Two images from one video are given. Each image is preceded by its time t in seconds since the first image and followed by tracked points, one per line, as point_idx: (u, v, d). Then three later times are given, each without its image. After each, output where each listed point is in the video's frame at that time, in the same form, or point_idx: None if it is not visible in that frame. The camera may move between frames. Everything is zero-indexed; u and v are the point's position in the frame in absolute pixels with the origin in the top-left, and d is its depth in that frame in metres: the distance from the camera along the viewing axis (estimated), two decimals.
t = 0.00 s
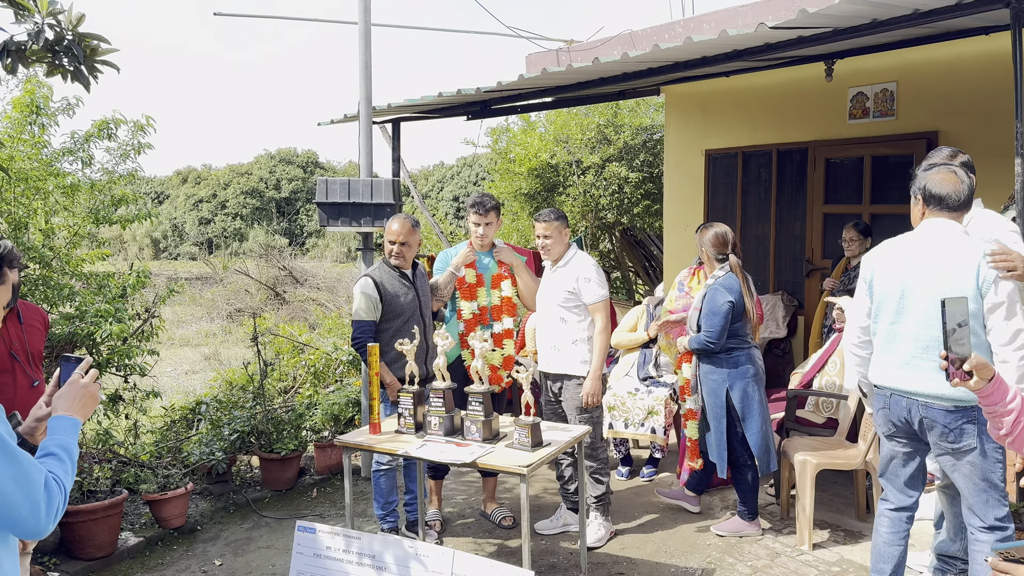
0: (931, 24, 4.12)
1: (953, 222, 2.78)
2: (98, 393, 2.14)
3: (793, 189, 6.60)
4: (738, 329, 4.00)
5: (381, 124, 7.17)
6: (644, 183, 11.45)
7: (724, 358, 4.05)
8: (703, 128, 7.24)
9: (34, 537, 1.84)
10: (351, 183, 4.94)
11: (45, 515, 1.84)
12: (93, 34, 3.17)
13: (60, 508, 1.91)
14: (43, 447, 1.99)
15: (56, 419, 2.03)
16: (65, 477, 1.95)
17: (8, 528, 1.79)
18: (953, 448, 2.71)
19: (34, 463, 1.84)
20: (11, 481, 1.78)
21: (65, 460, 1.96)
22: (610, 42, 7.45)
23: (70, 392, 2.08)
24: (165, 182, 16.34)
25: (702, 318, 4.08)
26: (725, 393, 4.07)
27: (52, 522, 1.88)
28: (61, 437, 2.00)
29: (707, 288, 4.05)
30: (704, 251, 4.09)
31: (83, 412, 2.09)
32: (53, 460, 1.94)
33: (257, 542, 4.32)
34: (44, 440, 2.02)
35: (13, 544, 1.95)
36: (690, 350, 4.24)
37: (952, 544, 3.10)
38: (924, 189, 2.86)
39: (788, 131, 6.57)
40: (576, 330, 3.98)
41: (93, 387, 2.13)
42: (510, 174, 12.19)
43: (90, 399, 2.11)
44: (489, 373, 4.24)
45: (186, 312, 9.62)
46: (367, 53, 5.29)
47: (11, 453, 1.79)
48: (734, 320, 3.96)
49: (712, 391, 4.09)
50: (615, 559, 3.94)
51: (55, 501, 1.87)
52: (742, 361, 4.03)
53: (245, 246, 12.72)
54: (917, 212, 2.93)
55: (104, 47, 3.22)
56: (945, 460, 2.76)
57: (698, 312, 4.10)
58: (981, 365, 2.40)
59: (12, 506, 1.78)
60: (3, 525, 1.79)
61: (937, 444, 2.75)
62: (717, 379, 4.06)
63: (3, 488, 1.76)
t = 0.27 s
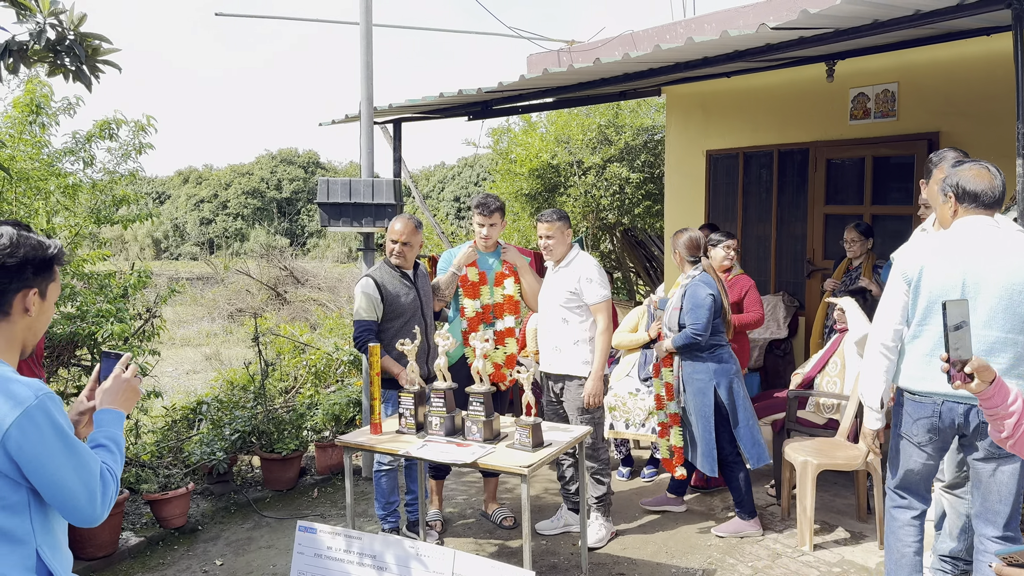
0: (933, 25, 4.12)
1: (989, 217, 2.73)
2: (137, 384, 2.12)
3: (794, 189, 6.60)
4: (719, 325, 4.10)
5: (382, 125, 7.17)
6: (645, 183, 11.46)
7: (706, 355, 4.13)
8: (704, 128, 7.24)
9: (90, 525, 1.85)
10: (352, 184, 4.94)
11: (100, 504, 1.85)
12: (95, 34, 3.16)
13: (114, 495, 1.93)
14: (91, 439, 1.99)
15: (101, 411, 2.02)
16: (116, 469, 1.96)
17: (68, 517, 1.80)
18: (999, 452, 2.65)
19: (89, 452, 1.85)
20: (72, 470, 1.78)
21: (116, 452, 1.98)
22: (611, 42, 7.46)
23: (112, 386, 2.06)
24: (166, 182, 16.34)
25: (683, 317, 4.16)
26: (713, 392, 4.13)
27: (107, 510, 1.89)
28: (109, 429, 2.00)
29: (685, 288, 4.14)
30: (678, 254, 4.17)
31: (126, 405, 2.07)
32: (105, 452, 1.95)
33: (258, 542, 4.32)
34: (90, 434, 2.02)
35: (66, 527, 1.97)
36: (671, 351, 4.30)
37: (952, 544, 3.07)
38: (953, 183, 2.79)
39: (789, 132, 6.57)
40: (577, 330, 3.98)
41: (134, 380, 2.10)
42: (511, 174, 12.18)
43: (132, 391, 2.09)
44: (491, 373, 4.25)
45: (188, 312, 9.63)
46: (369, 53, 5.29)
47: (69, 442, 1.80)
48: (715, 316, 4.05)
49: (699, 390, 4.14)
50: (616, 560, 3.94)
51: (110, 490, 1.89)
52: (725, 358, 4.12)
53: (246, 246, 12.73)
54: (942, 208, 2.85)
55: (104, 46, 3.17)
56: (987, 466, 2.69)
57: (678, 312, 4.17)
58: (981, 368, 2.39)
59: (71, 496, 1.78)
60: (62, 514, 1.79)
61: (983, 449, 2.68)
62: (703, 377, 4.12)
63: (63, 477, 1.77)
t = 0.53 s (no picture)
0: (934, 26, 4.11)
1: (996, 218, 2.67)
2: (178, 375, 2.18)
3: (795, 190, 6.60)
4: (688, 318, 4.21)
5: (383, 125, 7.18)
6: (646, 184, 11.47)
7: (682, 345, 4.24)
8: (705, 129, 7.24)
9: (142, 508, 1.89)
10: (354, 184, 4.94)
11: (152, 486, 1.89)
12: (96, 35, 3.18)
13: (164, 478, 1.96)
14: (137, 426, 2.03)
15: (146, 400, 2.07)
16: (165, 454, 2.00)
17: (123, 500, 1.83)
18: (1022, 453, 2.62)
19: (142, 437, 1.88)
20: (128, 454, 1.82)
21: (163, 438, 2.02)
22: (613, 43, 7.46)
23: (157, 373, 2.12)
24: (167, 182, 16.36)
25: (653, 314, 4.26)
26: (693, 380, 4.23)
27: (157, 492, 1.93)
28: (155, 418, 2.04)
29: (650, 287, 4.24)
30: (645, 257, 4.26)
31: (169, 394, 2.13)
32: (154, 439, 1.99)
33: (259, 543, 4.32)
34: (136, 422, 2.06)
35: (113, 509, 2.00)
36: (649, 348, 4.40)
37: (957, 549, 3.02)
38: (960, 183, 2.71)
39: (790, 132, 6.57)
40: (579, 331, 3.98)
41: (174, 371, 2.16)
42: (512, 175, 12.19)
43: (174, 381, 2.15)
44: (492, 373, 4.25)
45: (189, 312, 9.65)
46: (370, 54, 5.30)
47: (126, 427, 1.83)
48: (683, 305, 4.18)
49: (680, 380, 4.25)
50: (616, 560, 3.94)
51: (160, 474, 1.93)
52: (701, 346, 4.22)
53: (246, 246, 12.74)
54: (947, 209, 2.77)
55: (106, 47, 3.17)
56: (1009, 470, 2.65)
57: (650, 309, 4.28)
58: (982, 369, 2.38)
59: (128, 479, 1.82)
60: (118, 497, 1.83)
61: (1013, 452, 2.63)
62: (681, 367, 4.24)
63: (121, 461, 1.80)
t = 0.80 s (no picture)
0: (936, 27, 4.11)
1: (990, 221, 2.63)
2: (203, 369, 2.19)
3: (796, 191, 6.60)
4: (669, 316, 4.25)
5: (384, 126, 7.19)
6: (647, 185, 11.48)
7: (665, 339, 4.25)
8: (706, 130, 7.25)
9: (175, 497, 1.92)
10: (355, 185, 4.94)
11: (186, 477, 1.92)
12: (98, 36, 3.19)
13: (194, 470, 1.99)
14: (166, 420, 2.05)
15: (175, 394, 2.07)
16: (195, 447, 2.02)
17: (156, 490, 1.86)
18: None
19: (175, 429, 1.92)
20: (163, 445, 1.84)
21: (193, 430, 2.04)
22: (614, 44, 7.46)
23: (184, 367, 2.13)
24: (169, 183, 16.38)
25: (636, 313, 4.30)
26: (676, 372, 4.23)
27: (189, 483, 1.96)
28: (185, 411, 2.06)
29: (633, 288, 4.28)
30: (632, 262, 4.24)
31: (195, 387, 2.14)
32: (185, 430, 2.01)
33: (260, 543, 4.32)
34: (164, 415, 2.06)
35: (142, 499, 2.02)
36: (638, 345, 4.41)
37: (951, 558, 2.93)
38: (954, 182, 2.65)
39: (791, 133, 6.57)
40: (580, 333, 3.97)
41: (199, 364, 2.17)
42: (513, 175, 12.20)
43: (199, 374, 2.17)
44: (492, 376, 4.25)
45: (190, 313, 9.66)
46: (371, 55, 5.30)
47: (162, 419, 1.86)
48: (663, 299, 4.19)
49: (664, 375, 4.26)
50: (617, 562, 3.93)
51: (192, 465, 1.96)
52: (684, 339, 4.22)
53: (248, 247, 12.76)
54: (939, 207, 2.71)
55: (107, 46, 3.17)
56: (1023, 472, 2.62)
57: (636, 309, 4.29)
58: (978, 368, 2.35)
59: (164, 469, 1.85)
60: (152, 486, 1.85)
61: None
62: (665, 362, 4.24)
63: (158, 452, 1.83)
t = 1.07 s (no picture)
0: (937, 29, 4.11)
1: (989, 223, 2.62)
2: (218, 369, 2.19)
3: (797, 193, 6.60)
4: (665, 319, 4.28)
5: (386, 127, 7.20)
6: (648, 186, 11.48)
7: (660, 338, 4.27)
8: (707, 132, 7.25)
9: (193, 494, 1.91)
10: (356, 186, 4.95)
11: (203, 475, 1.92)
12: (100, 37, 3.20)
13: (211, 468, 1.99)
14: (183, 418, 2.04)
15: (190, 394, 2.07)
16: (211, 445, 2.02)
17: (174, 487, 1.86)
18: None
19: (193, 427, 1.91)
20: (182, 443, 1.84)
21: (210, 428, 2.04)
22: (615, 45, 7.48)
23: (200, 368, 2.13)
24: (170, 183, 16.39)
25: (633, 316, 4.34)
26: (669, 371, 4.24)
27: (207, 480, 1.96)
28: (201, 409, 2.05)
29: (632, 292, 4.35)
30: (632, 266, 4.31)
31: (210, 386, 2.13)
32: (203, 429, 2.01)
33: (261, 544, 4.32)
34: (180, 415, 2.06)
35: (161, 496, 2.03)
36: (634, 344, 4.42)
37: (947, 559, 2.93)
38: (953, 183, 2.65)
39: (792, 135, 6.57)
40: (580, 334, 3.97)
41: (213, 364, 2.16)
42: (514, 176, 12.20)
43: (214, 374, 2.16)
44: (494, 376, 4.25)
45: (191, 314, 9.67)
46: (373, 56, 5.31)
47: (180, 417, 1.85)
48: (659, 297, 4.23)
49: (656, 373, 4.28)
50: (618, 563, 3.93)
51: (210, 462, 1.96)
52: (678, 338, 4.25)
53: (249, 248, 12.77)
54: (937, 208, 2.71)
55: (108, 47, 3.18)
56: None
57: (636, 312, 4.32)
58: (984, 366, 2.33)
59: (181, 467, 1.84)
60: (170, 484, 1.85)
61: None
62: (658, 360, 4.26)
63: (175, 450, 1.83)
